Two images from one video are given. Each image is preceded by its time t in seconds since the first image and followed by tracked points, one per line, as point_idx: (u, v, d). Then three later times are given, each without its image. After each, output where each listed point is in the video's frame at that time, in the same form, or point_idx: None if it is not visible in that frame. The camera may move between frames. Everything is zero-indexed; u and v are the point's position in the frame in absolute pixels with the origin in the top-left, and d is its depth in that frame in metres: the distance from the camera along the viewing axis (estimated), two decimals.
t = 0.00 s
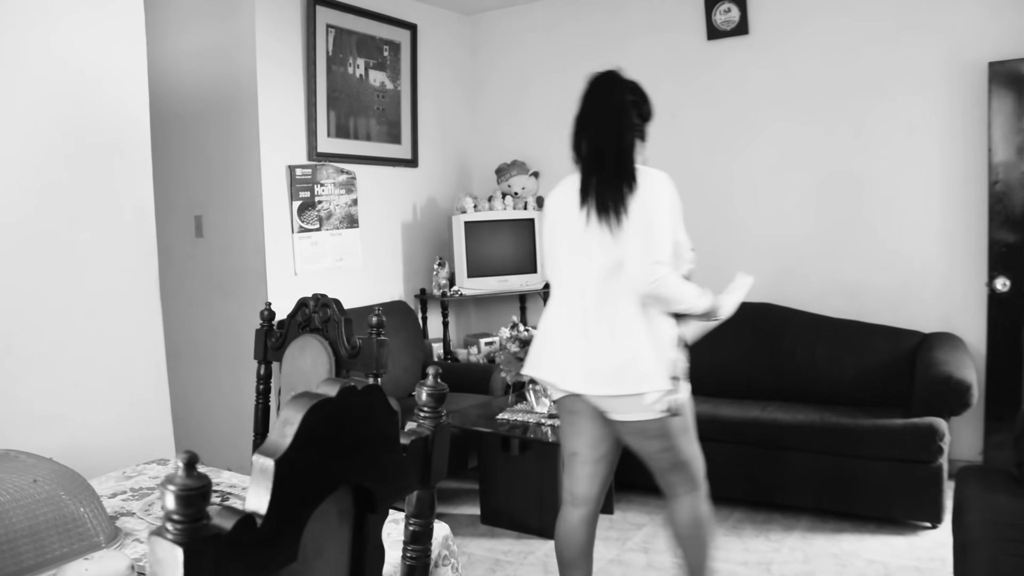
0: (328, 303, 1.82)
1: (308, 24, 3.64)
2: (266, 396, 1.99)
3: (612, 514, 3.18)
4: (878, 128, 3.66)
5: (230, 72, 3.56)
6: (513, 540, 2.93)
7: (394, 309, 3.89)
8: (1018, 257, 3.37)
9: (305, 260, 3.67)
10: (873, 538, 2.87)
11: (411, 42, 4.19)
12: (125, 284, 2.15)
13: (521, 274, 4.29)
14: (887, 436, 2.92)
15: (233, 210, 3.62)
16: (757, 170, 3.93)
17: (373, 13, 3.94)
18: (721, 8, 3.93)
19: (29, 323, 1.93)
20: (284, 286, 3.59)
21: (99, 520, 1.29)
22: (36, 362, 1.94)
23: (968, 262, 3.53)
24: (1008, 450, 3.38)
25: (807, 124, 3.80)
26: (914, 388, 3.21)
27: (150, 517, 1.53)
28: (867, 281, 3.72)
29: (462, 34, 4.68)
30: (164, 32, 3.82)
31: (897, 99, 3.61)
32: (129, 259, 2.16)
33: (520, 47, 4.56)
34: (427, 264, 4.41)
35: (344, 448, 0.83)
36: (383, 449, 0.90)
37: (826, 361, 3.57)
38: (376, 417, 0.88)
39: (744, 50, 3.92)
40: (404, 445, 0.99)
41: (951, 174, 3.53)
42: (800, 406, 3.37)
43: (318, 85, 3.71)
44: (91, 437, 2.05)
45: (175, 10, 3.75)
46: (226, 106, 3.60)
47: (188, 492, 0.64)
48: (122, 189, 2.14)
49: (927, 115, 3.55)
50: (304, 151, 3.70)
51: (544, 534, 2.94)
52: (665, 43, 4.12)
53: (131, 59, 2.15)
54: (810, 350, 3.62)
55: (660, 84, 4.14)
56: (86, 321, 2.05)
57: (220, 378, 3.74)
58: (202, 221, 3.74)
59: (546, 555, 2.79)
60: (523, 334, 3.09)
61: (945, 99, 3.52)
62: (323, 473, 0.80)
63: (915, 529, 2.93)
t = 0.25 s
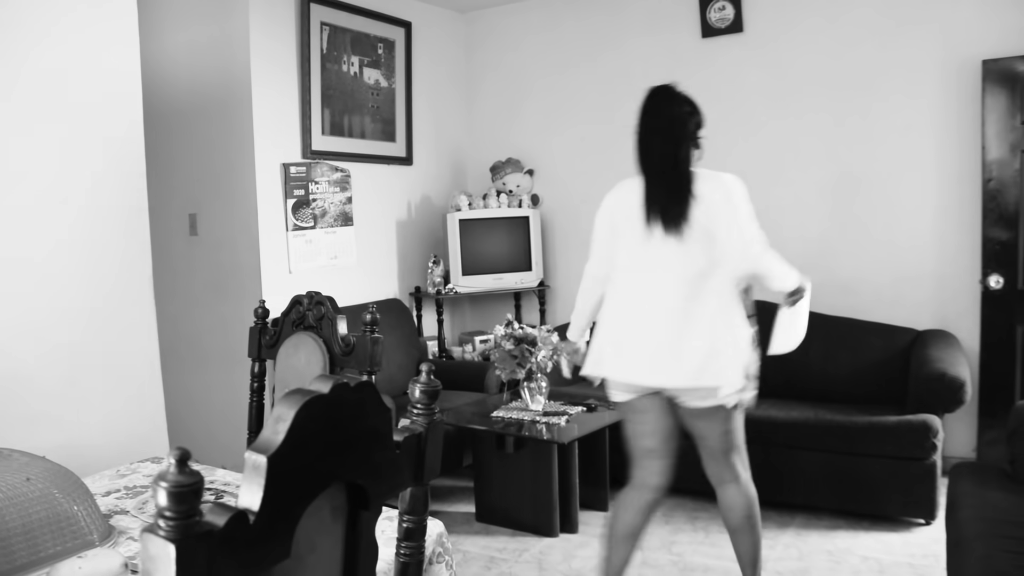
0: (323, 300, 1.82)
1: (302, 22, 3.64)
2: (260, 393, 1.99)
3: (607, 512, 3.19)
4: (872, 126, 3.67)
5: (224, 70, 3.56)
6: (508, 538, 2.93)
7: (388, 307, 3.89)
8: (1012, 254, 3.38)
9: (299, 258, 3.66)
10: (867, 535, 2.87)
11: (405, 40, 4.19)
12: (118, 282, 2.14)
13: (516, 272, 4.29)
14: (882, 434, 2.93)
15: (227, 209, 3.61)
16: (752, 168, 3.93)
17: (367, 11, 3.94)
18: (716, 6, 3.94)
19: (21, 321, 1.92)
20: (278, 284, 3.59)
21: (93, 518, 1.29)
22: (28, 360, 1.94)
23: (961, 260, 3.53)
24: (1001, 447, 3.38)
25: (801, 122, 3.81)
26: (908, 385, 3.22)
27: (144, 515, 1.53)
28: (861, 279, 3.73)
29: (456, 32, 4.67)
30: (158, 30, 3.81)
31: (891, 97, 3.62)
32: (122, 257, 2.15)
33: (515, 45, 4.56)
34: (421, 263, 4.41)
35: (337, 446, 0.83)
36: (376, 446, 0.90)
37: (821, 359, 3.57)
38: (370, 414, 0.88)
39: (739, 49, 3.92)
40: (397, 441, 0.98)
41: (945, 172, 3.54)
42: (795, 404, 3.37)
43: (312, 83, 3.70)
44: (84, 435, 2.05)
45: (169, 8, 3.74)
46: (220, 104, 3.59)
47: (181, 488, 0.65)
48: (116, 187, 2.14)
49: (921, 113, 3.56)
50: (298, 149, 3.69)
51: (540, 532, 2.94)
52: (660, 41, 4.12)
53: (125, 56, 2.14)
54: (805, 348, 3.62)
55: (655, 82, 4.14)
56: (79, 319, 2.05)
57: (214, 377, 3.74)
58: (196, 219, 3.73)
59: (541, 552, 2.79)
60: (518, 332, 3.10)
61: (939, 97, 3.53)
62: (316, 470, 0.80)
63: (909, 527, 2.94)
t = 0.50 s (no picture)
0: (317, 298, 1.82)
1: (298, 20, 3.63)
2: (255, 392, 1.99)
3: (602, 510, 3.19)
4: (868, 125, 3.67)
5: (219, 68, 3.55)
6: (504, 536, 2.94)
7: (384, 306, 3.89)
8: (1007, 253, 3.38)
9: (294, 256, 3.66)
10: (862, 533, 2.88)
11: (401, 38, 4.18)
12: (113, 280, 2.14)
13: (511, 270, 4.30)
14: (877, 432, 2.93)
15: (222, 207, 3.60)
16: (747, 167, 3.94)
17: (362, 9, 3.93)
18: (711, 5, 3.94)
19: (16, 320, 1.91)
20: (274, 283, 3.58)
21: (88, 517, 1.28)
22: (22, 359, 1.93)
23: (957, 258, 3.54)
24: (996, 445, 3.39)
25: (797, 120, 3.81)
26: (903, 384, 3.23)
27: (138, 513, 1.53)
28: (856, 277, 3.74)
29: (452, 31, 4.67)
30: (153, 28, 3.81)
31: (887, 95, 3.62)
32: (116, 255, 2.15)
33: (511, 43, 4.56)
34: (417, 261, 4.41)
35: (330, 444, 0.83)
36: (370, 445, 0.90)
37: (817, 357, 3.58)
38: (363, 412, 0.88)
39: (734, 47, 3.92)
40: (391, 439, 0.98)
41: (940, 170, 3.54)
42: (791, 402, 3.37)
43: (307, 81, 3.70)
44: (78, 434, 2.04)
45: (163, 5, 3.74)
46: (215, 102, 3.58)
47: (174, 486, 0.64)
48: (111, 185, 2.13)
49: (917, 112, 3.57)
50: (293, 147, 3.69)
51: (535, 529, 2.94)
52: (656, 40, 4.12)
53: (118, 54, 2.14)
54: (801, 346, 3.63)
55: (651, 80, 4.14)
56: (74, 318, 2.04)
57: (209, 375, 3.73)
58: (191, 217, 3.72)
59: (537, 550, 2.80)
60: (513, 330, 3.10)
61: (934, 95, 3.53)
62: (310, 468, 0.80)
63: (904, 524, 2.95)
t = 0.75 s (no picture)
0: (316, 296, 1.82)
1: (296, 18, 3.63)
2: (254, 389, 1.98)
3: (600, 508, 3.19)
4: (867, 124, 3.67)
5: (217, 66, 3.55)
6: (502, 535, 2.94)
7: (382, 304, 3.89)
8: (1005, 252, 3.38)
9: (293, 255, 3.66)
10: (860, 532, 2.88)
11: (399, 36, 4.18)
12: (111, 278, 2.14)
13: (510, 269, 4.30)
14: (876, 431, 2.94)
15: (220, 205, 3.60)
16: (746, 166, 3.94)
17: (361, 8, 3.93)
18: (710, 4, 3.94)
19: (14, 318, 1.91)
20: (272, 281, 3.58)
21: (85, 515, 1.28)
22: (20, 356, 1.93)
23: (955, 258, 3.54)
24: (994, 444, 3.40)
25: (796, 120, 3.81)
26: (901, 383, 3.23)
27: (137, 511, 1.52)
28: (855, 276, 3.74)
29: (451, 29, 4.67)
30: (151, 26, 3.80)
31: (885, 95, 3.62)
32: (114, 253, 2.14)
33: (510, 42, 4.56)
34: (416, 259, 4.40)
35: (329, 442, 0.83)
36: (368, 443, 0.90)
37: (815, 356, 3.58)
38: (362, 410, 0.88)
39: (733, 46, 3.92)
40: (389, 437, 0.98)
41: (939, 170, 3.54)
42: (790, 401, 3.37)
43: (306, 79, 3.69)
44: (76, 432, 2.04)
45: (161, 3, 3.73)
46: (214, 100, 3.58)
47: (172, 484, 0.64)
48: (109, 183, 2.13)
49: (916, 111, 3.57)
50: (291, 145, 3.68)
51: (534, 528, 2.94)
52: (655, 39, 4.12)
53: (117, 51, 2.14)
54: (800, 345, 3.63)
55: (649, 79, 4.14)
56: (72, 316, 2.04)
57: (207, 373, 3.73)
58: (190, 216, 3.72)
59: (535, 549, 2.80)
60: (511, 329, 3.10)
61: (932, 95, 3.53)
62: (308, 465, 0.80)
63: (902, 523, 2.95)
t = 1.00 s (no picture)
0: (317, 294, 1.82)
1: (297, 16, 3.63)
2: (254, 388, 1.98)
3: (601, 507, 3.19)
4: (867, 123, 3.67)
5: (218, 64, 3.55)
6: (502, 533, 2.94)
7: (382, 303, 3.88)
8: (1006, 251, 3.38)
9: (293, 253, 3.66)
10: (860, 531, 2.88)
11: (400, 35, 4.18)
12: (111, 277, 2.13)
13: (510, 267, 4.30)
14: (876, 430, 2.94)
15: (221, 204, 3.60)
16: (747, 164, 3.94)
17: (361, 6, 3.93)
18: (710, 2, 3.94)
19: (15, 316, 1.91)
20: (272, 279, 3.58)
21: (86, 513, 1.28)
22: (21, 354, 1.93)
23: (956, 256, 3.54)
24: (994, 443, 3.40)
25: (796, 118, 3.81)
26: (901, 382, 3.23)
27: (138, 509, 1.52)
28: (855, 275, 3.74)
29: (451, 28, 4.67)
30: (152, 24, 3.80)
31: (886, 93, 3.62)
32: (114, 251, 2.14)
33: (510, 41, 4.56)
34: (416, 258, 4.40)
35: (329, 439, 0.83)
36: (369, 441, 0.90)
37: (815, 355, 3.58)
38: (362, 408, 0.88)
39: (734, 44, 3.92)
40: (390, 435, 0.98)
41: (939, 168, 3.54)
42: (791, 399, 3.37)
43: (306, 78, 3.69)
44: (77, 429, 2.04)
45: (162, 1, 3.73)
46: (214, 98, 3.58)
47: (173, 481, 0.64)
48: (110, 180, 2.13)
49: (916, 110, 3.57)
50: (291, 144, 3.68)
51: (534, 527, 2.94)
52: (655, 37, 4.12)
53: (117, 48, 2.14)
54: (800, 344, 3.63)
55: (650, 78, 4.14)
56: (73, 313, 2.04)
57: (208, 372, 3.73)
58: (190, 214, 3.72)
59: (535, 547, 2.80)
60: (512, 327, 3.09)
61: (933, 93, 3.53)
62: (308, 463, 0.80)
63: (902, 522, 2.95)
